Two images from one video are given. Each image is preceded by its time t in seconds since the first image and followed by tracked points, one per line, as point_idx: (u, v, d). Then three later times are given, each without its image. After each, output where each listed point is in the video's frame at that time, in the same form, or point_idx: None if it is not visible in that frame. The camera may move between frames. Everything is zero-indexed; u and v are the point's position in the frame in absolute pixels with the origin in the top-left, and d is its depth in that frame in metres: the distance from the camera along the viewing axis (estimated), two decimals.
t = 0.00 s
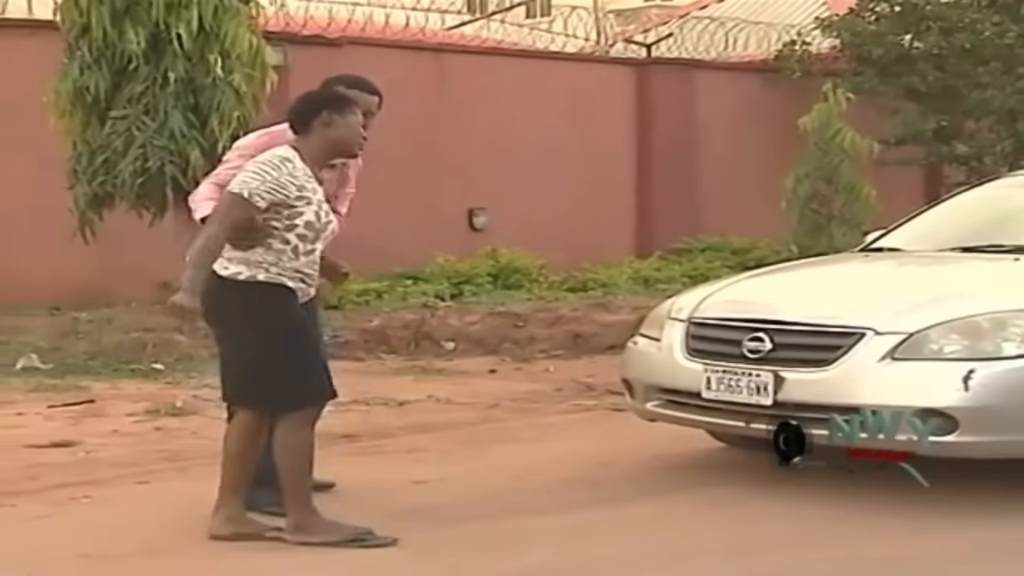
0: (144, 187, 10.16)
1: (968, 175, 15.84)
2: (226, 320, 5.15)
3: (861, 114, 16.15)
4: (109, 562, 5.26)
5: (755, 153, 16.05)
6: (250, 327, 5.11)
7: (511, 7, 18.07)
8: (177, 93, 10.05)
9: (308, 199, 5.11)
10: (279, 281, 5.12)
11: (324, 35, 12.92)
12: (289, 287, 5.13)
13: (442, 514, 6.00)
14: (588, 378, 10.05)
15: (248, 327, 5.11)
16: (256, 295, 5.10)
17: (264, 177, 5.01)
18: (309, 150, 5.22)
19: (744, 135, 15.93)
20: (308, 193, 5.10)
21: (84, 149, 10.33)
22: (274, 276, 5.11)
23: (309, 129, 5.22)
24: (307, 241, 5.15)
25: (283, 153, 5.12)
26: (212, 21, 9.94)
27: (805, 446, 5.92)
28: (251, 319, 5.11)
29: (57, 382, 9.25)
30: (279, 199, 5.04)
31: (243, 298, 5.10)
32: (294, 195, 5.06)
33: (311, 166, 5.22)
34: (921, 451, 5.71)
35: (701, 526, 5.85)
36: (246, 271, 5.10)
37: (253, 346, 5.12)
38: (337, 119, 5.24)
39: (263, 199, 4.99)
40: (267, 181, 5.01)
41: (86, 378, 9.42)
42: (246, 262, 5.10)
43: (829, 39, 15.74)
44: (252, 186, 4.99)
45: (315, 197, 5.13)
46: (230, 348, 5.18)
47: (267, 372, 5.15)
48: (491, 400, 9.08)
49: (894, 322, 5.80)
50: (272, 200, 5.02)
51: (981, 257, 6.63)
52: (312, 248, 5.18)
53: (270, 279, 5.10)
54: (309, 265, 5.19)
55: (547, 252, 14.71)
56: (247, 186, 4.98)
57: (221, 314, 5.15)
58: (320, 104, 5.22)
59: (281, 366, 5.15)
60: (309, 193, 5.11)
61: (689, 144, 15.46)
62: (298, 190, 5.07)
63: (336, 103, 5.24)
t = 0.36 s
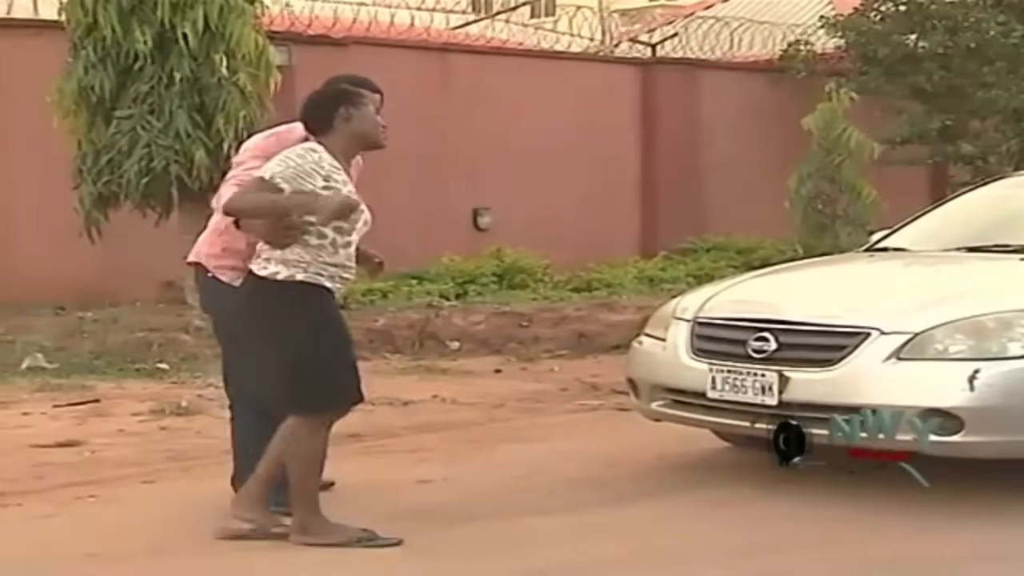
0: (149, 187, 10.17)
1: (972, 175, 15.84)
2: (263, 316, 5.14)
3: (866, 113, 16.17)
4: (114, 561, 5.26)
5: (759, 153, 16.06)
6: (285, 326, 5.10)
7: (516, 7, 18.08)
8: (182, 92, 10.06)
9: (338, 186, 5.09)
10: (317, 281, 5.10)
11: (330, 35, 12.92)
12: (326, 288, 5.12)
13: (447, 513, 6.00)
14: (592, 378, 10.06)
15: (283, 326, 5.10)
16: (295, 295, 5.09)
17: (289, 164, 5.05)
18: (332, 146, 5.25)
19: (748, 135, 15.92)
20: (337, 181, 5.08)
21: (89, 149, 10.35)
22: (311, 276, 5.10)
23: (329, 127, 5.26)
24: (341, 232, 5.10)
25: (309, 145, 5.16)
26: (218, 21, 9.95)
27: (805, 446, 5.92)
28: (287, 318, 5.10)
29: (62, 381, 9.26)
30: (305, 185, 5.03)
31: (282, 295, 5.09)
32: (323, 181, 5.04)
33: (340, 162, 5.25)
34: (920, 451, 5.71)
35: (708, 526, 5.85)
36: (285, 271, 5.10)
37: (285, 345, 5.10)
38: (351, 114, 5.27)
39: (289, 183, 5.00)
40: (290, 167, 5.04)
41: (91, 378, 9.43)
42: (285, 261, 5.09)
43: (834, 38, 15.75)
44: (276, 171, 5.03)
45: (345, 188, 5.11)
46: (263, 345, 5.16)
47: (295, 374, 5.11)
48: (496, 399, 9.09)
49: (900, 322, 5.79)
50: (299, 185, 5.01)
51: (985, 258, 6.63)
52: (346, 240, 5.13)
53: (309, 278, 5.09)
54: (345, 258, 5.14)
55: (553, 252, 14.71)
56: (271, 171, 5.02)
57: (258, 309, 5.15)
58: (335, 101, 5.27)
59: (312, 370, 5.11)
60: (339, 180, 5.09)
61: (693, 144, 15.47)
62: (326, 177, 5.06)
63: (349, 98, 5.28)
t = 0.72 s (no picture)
0: (152, 182, 10.17)
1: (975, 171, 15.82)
2: (301, 306, 5.16)
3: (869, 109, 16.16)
4: (117, 556, 5.26)
5: (761, 148, 16.05)
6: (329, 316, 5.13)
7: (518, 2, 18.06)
8: (184, 88, 10.07)
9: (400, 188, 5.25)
10: (362, 274, 5.17)
11: (332, 31, 12.92)
12: (369, 283, 5.20)
13: (450, 509, 6.00)
14: (594, 373, 10.06)
15: (325, 317, 5.13)
16: (339, 287, 5.14)
17: (376, 168, 5.11)
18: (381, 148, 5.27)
19: (750, 130, 15.92)
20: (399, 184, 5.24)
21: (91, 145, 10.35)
22: (358, 268, 5.16)
23: (375, 130, 5.27)
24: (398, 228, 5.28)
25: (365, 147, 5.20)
26: (220, 16, 9.95)
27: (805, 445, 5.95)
28: (329, 309, 5.13)
29: (65, 377, 9.27)
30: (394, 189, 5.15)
31: (326, 288, 5.13)
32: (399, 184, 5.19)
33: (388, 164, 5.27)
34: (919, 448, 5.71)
35: (710, 522, 5.85)
36: (333, 265, 5.14)
37: (322, 337, 5.13)
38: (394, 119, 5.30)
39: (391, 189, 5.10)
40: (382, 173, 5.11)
41: (94, 373, 9.43)
42: (334, 255, 5.15)
43: (836, 34, 15.75)
44: (377, 177, 5.09)
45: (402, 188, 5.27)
46: (298, 336, 5.18)
47: (328, 366, 5.15)
48: (498, 395, 9.09)
49: (903, 318, 5.79)
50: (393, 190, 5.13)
51: (987, 253, 6.62)
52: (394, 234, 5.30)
53: (358, 270, 5.16)
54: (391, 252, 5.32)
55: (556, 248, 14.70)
56: (373, 178, 5.07)
57: (298, 300, 5.16)
58: (373, 102, 5.27)
59: (346, 362, 5.16)
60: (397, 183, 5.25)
61: (695, 140, 15.46)
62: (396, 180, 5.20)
63: (391, 103, 5.30)
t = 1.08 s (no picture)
0: (151, 173, 10.16)
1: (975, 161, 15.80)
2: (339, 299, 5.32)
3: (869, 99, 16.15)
4: (118, 547, 5.26)
5: (761, 139, 16.04)
6: (367, 306, 5.30)
7: None
8: (183, 79, 10.06)
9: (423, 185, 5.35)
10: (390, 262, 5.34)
11: (331, 21, 12.90)
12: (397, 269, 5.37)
13: (450, 500, 6.00)
14: (594, 364, 10.05)
15: (364, 306, 5.30)
16: (371, 277, 5.31)
17: (394, 167, 5.23)
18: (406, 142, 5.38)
19: (750, 121, 15.91)
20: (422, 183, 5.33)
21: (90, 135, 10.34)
22: (386, 257, 5.33)
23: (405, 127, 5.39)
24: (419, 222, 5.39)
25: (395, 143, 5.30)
26: (218, 6, 9.95)
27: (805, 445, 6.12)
28: (367, 299, 5.30)
29: (65, 368, 9.26)
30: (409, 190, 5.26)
31: (360, 277, 5.31)
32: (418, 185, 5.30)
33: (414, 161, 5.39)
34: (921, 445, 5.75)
35: (711, 512, 5.85)
36: (364, 254, 5.31)
37: (363, 325, 5.32)
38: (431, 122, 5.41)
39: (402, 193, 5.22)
40: (398, 175, 5.23)
41: (94, 364, 9.42)
42: (361, 245, 5.31)
43: (836, 24, 15.76)
44: (391, 179, 5.22)
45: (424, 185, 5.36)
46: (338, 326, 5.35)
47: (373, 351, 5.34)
48: (498, 386, 9.09)
49: (901, 308, 5.79)
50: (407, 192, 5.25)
51: (988, 243, 6.61)
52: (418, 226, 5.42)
53: (386, 259, 5.33)
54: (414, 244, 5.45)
55: (556, 239, 14.69)
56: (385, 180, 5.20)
57: (337, 290, 5.32)
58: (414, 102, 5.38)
59: (386, 346, 5.33)
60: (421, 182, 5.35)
61: (694, 130, 15.45)
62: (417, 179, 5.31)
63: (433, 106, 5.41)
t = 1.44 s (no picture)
0: (150, 169, 10.16)
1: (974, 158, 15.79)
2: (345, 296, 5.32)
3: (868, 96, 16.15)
4: (116, 544, 5.26)
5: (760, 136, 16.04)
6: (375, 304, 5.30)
7: None
8: (182, 75, 10.06)
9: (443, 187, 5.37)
10: (399, 261, 5.34)
11: (330, 18, 12.90)
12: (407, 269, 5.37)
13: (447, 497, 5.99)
14: (593, 361, 10.05)
15: (370, 304, 5.30)
16: (378, 273, 5.31)
17: (422, 166, 5.25)
18: (434, 146, 5.43)
19: (749, 118, 15.91)
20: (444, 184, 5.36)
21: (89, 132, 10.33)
22: (396, 256, 5.33)
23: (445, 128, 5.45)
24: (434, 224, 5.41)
25: (423, 144, 5.34)
26: (217, 3, 9.95)
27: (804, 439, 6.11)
28: (375, 296, 5.30)
29: (63, 364, 9.26)
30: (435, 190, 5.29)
31: (367, 273, 5.30)
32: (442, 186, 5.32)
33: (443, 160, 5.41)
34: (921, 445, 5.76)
35: (709, 508, 5.85)
36: (371, 252, 5.31)
37: (370, 323, 5.32)
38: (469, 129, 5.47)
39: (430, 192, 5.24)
40: (426, 173, 5.25)
41: (92, 361, 9.42)
42: (370, 241, 5.32)
43: (836, 21, 15.75)
44: (420, 177, 5.23)
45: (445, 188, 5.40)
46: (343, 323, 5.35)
47: (379, 348, 5.35)
48: (496, 382, 9.10)
49: (901, 305, 5.79)
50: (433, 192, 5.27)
51: (986, 240, 6.61)
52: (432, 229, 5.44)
53: (393, 258, 5.32)
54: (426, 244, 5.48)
55: (555, 236, 14.69)
56: (415, 178, 5.22)
57: (342, 286, 5.32)
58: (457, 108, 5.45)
59: (390, 343, 5.35)
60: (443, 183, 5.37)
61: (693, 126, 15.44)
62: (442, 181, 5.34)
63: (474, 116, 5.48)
